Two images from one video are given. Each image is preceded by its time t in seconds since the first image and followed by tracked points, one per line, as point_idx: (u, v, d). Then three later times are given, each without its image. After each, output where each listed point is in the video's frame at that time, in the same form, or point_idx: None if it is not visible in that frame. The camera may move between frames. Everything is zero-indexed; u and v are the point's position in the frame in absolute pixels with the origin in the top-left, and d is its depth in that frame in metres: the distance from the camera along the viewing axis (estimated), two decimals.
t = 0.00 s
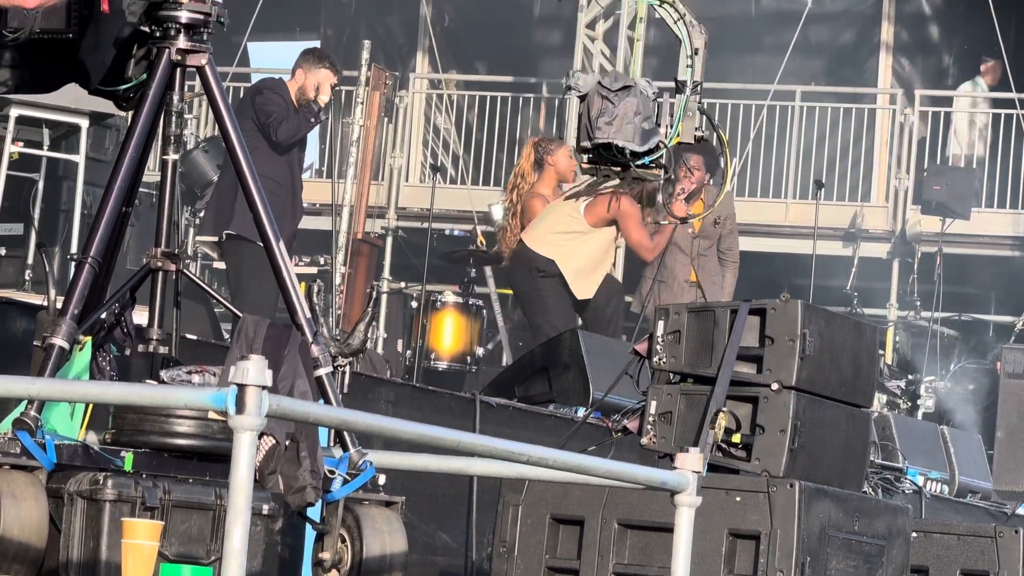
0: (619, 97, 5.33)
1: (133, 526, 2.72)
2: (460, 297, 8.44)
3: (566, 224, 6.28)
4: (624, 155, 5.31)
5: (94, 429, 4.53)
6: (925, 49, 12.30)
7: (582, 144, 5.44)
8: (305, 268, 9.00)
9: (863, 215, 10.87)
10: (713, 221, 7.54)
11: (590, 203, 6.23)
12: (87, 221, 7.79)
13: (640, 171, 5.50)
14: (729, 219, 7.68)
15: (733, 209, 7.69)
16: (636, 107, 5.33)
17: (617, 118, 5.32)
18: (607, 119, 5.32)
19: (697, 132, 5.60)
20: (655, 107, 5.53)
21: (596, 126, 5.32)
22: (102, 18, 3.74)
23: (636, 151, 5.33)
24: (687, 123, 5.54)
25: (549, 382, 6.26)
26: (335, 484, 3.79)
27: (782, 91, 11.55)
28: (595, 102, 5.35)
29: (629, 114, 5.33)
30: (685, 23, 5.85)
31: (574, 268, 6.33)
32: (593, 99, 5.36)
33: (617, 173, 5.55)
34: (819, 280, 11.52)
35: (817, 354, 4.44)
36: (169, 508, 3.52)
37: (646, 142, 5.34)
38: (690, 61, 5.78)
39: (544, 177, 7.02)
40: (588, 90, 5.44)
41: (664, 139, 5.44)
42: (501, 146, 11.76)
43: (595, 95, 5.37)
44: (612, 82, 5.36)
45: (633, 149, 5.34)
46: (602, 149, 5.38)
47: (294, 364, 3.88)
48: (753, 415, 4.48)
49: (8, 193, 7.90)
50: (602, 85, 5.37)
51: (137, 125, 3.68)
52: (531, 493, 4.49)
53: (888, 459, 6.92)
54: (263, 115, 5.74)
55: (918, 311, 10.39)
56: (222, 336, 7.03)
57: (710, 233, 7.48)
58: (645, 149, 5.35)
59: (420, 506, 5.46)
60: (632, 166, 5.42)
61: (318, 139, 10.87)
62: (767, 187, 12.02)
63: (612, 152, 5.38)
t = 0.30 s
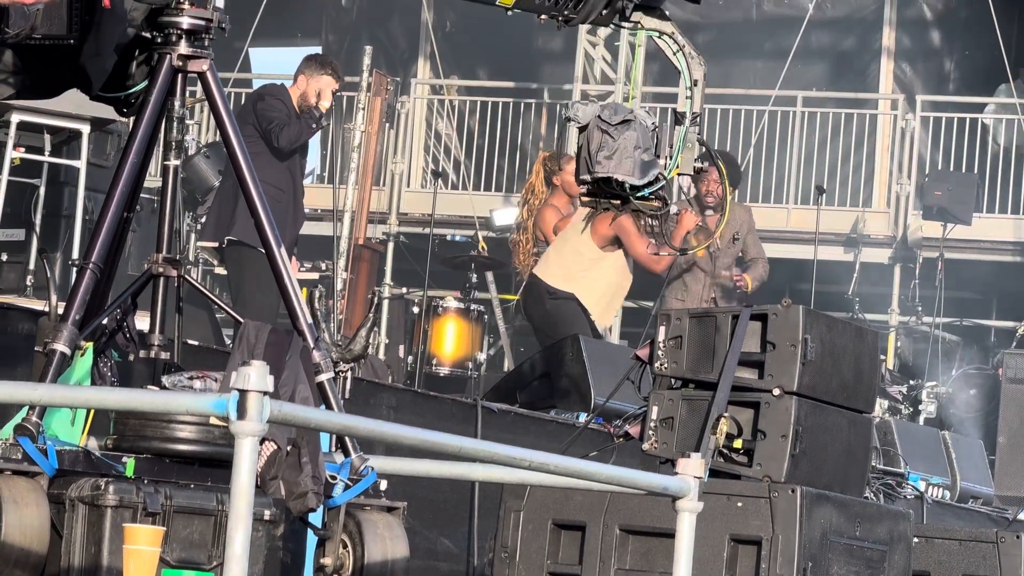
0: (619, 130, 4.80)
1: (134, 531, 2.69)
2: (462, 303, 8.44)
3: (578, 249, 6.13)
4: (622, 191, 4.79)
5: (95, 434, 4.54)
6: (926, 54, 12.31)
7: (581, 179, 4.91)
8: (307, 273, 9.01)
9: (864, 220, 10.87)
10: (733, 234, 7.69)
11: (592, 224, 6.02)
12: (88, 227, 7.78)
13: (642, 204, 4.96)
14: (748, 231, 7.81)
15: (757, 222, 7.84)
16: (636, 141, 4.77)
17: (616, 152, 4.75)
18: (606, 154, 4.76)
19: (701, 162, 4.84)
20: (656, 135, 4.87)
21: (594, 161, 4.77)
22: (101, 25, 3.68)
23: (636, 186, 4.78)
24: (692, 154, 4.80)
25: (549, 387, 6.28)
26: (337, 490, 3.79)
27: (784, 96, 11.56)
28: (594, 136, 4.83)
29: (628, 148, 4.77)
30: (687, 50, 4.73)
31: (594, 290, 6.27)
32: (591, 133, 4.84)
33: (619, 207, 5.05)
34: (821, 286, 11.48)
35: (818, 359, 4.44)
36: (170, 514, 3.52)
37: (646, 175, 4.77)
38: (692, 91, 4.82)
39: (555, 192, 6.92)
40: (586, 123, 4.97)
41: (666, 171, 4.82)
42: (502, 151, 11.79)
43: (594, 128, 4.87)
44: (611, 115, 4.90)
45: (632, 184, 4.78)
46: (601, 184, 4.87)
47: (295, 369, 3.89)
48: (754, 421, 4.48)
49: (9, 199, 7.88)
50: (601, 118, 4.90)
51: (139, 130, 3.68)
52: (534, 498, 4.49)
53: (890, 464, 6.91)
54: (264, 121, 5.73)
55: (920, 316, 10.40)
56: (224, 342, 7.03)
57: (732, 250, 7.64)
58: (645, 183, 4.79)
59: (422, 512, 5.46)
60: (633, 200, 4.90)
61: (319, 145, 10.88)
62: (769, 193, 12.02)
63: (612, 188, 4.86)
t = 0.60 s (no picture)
0: (618, 162, 4.56)
1: (135, 537, 2.65)
2: (463, 308, 8.44)
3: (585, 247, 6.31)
4: (622, 223, 4.55)
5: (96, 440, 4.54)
6: (926, 58, 12.30)
7: (579, 211, 4.65)
8: (308, 278, 9.00)
9: (865, 225, 10.86)
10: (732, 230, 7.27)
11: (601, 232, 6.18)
12: (88, 232, 7.75)
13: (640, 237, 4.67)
14: (753, 224, 7.35)
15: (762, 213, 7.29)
16: (635, 172, 4.54)
17: (616, 183, 4.52)
18: (605, 185, 4.52)
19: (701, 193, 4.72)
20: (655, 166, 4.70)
21: (594, 193, 4.52)
22: (102, 29, 3.63)
23: (635, 219, 4.52)
24: (691, 186, 4.69)
25: (549, 393, 6.29)
26: (338, 495, 3.79)
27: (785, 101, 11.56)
28: (592, 167, 4.59)
29: (628, 180, 4.53)
30: (687, 81, 4.70)
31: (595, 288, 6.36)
32: (590, 164, 4.60)
33: (617, 241, 4.75)
34: (823, 291, 11.46)
35: (819, 364, 4.44)
36: (171, 519, 3.52)
37: (645, 207, 4.52)
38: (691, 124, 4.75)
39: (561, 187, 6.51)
40: (585, 155, 4.76)
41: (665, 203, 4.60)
42: (503, 156, 11.79)
43: (591, 160, 4.62)
44: (610, 147, 4.63)
45: (632, 217, 4.53)
46: (601, 216, 4.59)
47: (296, 375, 3.88)
48: (755, 426, 4.48)
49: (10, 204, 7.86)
50: (600, 150, 4.65)
51: (140, 136, 3.69)
52: (534, 503, 4.50)
53: (890, 469, 6.90)
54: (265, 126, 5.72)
55: (920, 321, 10.40)
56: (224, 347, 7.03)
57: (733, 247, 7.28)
58: (644, 215, 4.53)
59: (422, 517, 5.46)
60: (631, 232, 4.61)
61: (319, 151, 10.88)
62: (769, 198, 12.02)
63: (612, 220, 4.59)
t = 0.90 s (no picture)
0: (615, 192, 5.27)
1: (135, 540, 2.64)
2: (464, 313, 8.43)
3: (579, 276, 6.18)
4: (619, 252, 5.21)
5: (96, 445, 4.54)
6: (926, 63, 12.30)
7: (579, 238, 5.39)
8: (308, 283, 9.00)
9: (865, 230, 10.86)
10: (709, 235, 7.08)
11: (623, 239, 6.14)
12: (88, 236, 7.75)
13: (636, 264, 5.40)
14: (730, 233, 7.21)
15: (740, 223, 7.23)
16: (632, 202, 5.25)
17: (613, 214, 5.24)
18: (603, 215, 5.24)
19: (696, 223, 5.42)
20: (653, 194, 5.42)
21: (592, 222, 5.25)
22: (102, 34, 3.66)
23: (631, 246, 5.23)
24: (688, 215, 5.39)
25: (551, 398, 6.31)
26: (338, 499, 3.83)
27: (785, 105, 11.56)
28: (591, 197, 5.30)
29: (625, 210, 5.25)
30: (683, 110, 5.58)
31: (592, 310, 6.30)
32: (590, 194, 5.30)
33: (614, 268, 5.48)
34: (823, 295, 11.45)
35: (819, 368, 4.44)
36: (171, 524, 3.52)
37: (642, 236, 5.23)
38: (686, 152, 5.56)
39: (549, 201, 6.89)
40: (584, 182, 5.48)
41: (662, 230, 5.33)
42: (503, 161, 11.80)
43: (591, 189, 5.34)
44: (608, 176, 5.34)
45: (629, 245, 5.24)
46: (599, 245, 5.34)
47: (296, 380, 3.89)
48: (754, 431, 4.49)
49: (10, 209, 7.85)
50: (598, 179, 5.35)
51: (140, 141, 3.69)
52: (534, 508, 4.50)
53: (891, 474, 6.90)
54: (266, 130, 5.69)
55: (920, 326, 10.40)
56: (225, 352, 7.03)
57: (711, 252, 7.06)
58: (640, 244, 5.24)
59: (422, 522, 5.47)
60: (629, 260, 5.32)
61: (320, 155, 10.89)
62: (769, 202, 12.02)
63: (609, 248, 5.31)
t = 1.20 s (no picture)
0: (611, 223, 5.13)
1: (134, 548, 2.64)
2: (464, 320, 8.44)
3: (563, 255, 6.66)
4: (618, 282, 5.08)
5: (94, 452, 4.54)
6: (926, 70, 12.32)
7: (574, 269, 5.24)
8: (308, 289, 9.00)
9: (864, 236, 10.86)
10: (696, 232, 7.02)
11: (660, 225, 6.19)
12: (87, 242, 7.76)
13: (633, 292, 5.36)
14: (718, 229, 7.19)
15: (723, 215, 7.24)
16: (629, 233, 5.12)
17: (610, 243, 5.11)
18: (600, 246, 5.11)
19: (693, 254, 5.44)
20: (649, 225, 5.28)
21: (589, 253, 5.11)
22: (101, 41, 3.66)
23: (629, 277, 5.13)
24: (683, 245, 5.41)
25: (551, 404, 6.30)
26: (337, 507, 3.80)
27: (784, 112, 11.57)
28: (587, 228, 5.15)
29: (622, 240, 5.11)
30: (679, 140, 5.49)
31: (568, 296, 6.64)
32: (585, 224, 5.15)
33: (610, 297, 5.36)
34: (822, 301, 11.45)
35: (818, 375, 4.44)
36: (170, 531, 3.52)
37: (639, 265, 5.14)
38: (682, 182, 5.50)
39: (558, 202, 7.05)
40: (579, 213, 5.24)
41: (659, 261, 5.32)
42: (502, 167, 11.82)
43: (587, 219, 5.18)
44: (605, 207, 5.18)
45: (626, 275, 5.14)
46: (595, 275, 5.20)
47: (295, 386, 3.87)
48: (754, 437, 4.48)
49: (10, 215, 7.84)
50: (595, 209, 5.19)
51: (139, 148, 3.69)
52: (534, 515, 4.51)
53: (890, 480, 6.90)
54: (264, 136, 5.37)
55: (920, 332, 10.41)
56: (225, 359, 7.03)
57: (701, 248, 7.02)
58: (638, 274, 5.15)
59: (422, 529, 5.47)
60: (625, 289, 5.25)
61: (319, 162, 10.90)
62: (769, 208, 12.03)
63: (607, 278, 5.20)
